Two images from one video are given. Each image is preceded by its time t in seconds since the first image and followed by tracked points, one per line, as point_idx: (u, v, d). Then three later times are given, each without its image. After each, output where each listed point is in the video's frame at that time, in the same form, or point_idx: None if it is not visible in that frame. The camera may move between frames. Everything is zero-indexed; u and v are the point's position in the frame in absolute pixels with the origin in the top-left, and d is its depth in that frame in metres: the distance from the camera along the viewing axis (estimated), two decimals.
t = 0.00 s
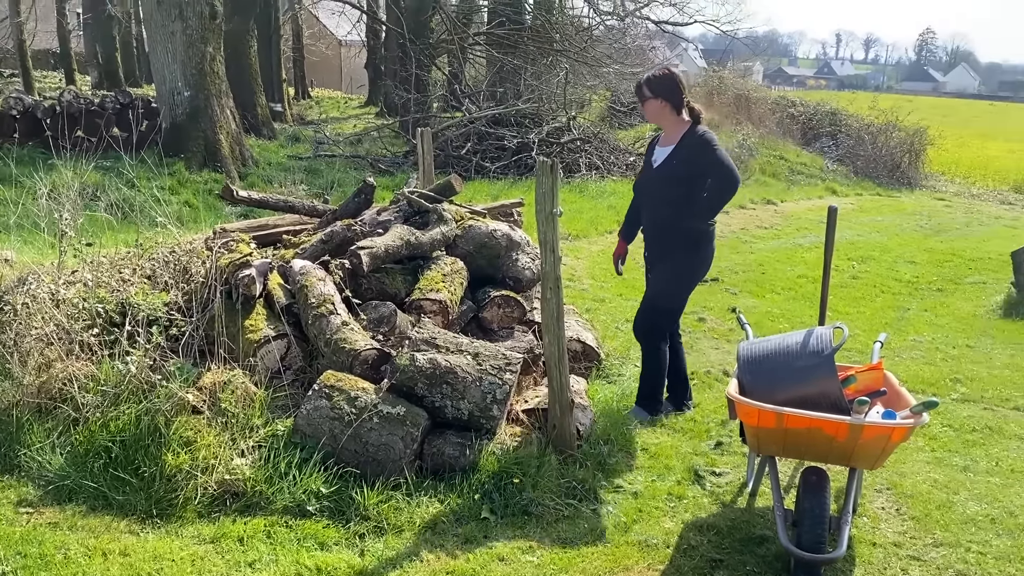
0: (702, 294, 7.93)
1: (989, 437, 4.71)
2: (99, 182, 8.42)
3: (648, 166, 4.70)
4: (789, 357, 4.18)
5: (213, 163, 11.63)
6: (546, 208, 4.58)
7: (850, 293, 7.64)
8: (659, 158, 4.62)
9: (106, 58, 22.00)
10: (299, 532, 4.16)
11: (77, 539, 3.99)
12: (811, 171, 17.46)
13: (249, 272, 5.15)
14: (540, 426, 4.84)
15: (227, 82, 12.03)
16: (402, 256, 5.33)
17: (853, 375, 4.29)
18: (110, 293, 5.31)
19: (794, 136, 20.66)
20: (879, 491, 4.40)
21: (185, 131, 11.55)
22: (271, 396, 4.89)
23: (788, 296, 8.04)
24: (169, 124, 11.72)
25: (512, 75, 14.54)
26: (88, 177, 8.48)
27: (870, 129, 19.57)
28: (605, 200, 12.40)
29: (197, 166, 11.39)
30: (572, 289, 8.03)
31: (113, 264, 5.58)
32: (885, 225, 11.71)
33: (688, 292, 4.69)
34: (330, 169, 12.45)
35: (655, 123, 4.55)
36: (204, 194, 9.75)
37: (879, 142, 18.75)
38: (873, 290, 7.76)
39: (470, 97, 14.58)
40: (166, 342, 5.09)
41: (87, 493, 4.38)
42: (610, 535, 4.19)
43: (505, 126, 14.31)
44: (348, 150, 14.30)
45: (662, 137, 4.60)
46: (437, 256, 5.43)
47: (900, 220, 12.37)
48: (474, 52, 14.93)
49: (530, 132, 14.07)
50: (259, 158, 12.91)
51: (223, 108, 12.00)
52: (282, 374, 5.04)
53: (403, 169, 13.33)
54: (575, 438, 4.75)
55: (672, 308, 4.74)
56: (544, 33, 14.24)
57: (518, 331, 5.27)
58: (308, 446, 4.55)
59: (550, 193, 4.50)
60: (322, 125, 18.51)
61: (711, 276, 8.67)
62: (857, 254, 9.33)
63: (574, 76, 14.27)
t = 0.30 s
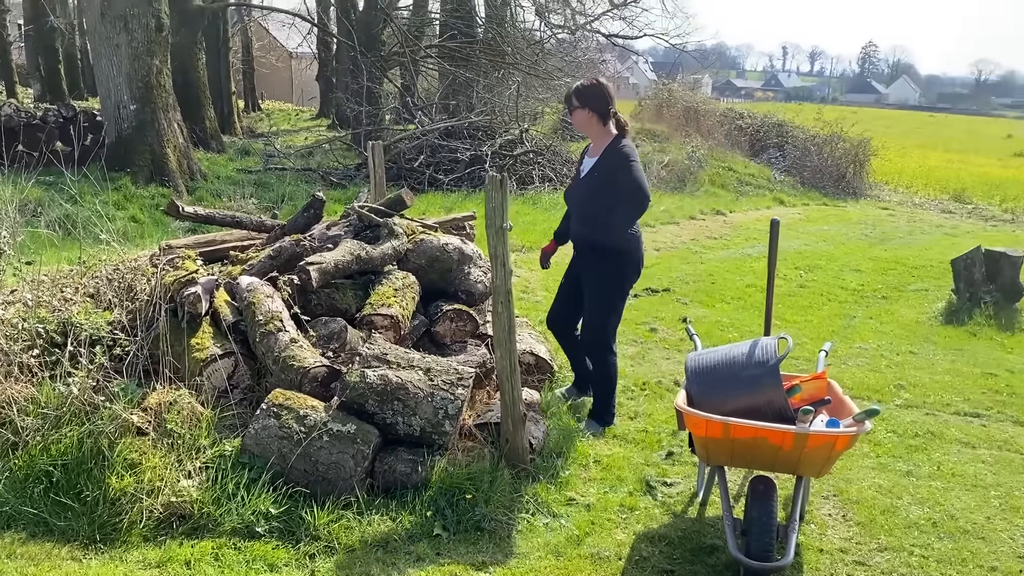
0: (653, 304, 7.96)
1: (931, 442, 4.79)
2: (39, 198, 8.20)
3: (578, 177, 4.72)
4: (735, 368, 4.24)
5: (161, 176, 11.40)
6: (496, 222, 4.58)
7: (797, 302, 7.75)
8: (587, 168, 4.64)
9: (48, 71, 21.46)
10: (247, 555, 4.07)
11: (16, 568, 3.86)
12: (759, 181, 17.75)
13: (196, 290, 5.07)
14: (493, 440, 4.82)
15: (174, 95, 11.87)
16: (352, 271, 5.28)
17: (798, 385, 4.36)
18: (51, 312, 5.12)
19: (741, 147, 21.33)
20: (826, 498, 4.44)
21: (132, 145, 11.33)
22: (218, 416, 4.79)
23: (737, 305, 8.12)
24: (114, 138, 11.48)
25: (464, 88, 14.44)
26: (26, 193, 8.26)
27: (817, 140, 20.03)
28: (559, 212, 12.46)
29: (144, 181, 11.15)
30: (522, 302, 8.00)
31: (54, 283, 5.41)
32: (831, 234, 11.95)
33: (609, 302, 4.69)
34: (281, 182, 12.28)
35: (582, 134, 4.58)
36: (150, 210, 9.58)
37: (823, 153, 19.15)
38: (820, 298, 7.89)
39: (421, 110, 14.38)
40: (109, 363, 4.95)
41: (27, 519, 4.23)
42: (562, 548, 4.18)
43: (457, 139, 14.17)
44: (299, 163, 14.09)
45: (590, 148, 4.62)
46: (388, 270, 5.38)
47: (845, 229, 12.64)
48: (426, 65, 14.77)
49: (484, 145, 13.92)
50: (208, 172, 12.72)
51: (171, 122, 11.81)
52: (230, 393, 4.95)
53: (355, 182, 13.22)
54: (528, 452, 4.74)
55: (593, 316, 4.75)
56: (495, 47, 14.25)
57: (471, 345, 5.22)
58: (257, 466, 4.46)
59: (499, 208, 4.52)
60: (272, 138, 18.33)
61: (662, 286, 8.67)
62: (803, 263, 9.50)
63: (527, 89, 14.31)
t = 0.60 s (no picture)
0: (601, 318, 7.99)
1: (869, 450, 4.88)
2: None
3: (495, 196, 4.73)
4: (676, 382, 4.27)
5: (101, 195, 11.23)
6: (440, 239, 4.56)
7: (740, 314, 7.87)
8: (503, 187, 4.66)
9: None
10: None
11: None
12: (704, 195, 17.96)
13: (133, 311, 4.97)
14: (439, 459, 4.79)
15: (116, 111, 11.79)
16: (295, 290, 5.23)
17: (737, 398, 4.43)
18: None
19: (686, 161, 21.70)
20: (768, 508, 4.47)
21: (71, 161, 11.11)
22: (156, 440, 4.67)
23: (683, 318, 8.21)
24: (52, 155, 11.21)
25: (413, 104, 14.29)
26: None
27: (758, 153, 20.40)
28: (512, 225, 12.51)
29: (84, 199, 10.97)
30: (468, 319, 7.97)
31: None
32: (774, 247, 12.19)
33: (538, 317, 4.71)
34: (226, 199, 12.06)
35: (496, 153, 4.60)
36: (91, 228, 9.41)
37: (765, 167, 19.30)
38: (763, 310, 8.03)
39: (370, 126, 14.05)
40: (42, 388, 4.73)
41: None
42: (508, 567, 4.15)
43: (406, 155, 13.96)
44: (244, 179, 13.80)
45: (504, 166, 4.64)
46: (332, 289, 5.35)
47: (787, 241, 12.91)
48: (374, 80, 14.41)
49: (432, 160, 13.79)
50: (151, 189, 12.52)
51: (112, 138, 11.67)
52: (169, 417, 4.85)
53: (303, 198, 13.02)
54: (474, 470, 4.71)
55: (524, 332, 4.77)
56: (442, 63, 14.22)
57: (418, 363, 5.17)
58: (196, 491, 4.35)
59: (442, 225, 4.51)
60: (218, 154, 18.15)
61: (610, 299, 8.72)
62: (747, 275, 9.67)
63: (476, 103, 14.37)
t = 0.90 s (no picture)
0: (549, 334, 7.99)
1: (809, 462, 4.95)
2: None
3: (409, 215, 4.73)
4: (618, 399, 4.30)
5: (38, 215, 10.97)
6: (383, 258, 4.53)
7: (686, 327, 7.94)
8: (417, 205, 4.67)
9: None
10: None
11: None
12: (650, 211, 18.04)
13: (67, 335, 4.85)
14: (383, 481, 4.74)
15: (54, 129, 11.57)
16: (236, 311, 5.17)
17: (680, 413, 4.48)
18: None
19: (633, 178, 21.52)
20: (712, 522, 4.46)
21: (5, 180, 10.85)
22: (90, 468, 4.51)
23: (631, 334, 8.26)
24: None
25: (361, 120, 13.44)
26: None
27: (702, 167, 20.43)
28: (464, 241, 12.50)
29: (19, 218, 10.71)
30: (415, 337, 7.90)
31: None
32: (719, 262, 12.36)
33: (482, 321, 4.82)
34: (168, 217, 11.80)
35: (404, 173, 4.58)
36: (26, 248, 9.15)
37: (708, 183, 19.40)
38: (709, 323, 8.12)
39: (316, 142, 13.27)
40: None
41: None
42: None
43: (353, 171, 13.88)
44: (187, 198, 13.52)
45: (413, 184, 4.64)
46: (274, 309, 5.31)
47: (730, 256, 13.12)
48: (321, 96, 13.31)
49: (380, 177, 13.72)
50: (91, 208, 12.23)
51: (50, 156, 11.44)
52: (104, 444, 4.71)
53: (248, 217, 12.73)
54: (418, 491, 4.68)
55: (471, 337, 4.85)
56: (392, 79, 13.32)
57: (362, 383, 5.19)
58: (133, 519, 4.13)
59: (385, 246, 4.48)
60: (161, 172, 17.82)
61: (559, 315, 8.74)
62: (693, 289, 9.79)
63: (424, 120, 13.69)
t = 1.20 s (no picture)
0: (499, 351, 8.00)
1: (754, 475, 5.01)
2: None
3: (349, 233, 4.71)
4: (563, 417, 4.30)
5: None
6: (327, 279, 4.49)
7: (635, 343, 8.00)
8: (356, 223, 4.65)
9: None
10: None
11: None
12: (600, 227, 18.15)
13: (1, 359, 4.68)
14: (329, 504, 4.67)
15: None
16: (178, 333, 5.10)
17: (624, 430, 4.51)
18: None
19: (583, 195, 21.63)
20: (658, 538, 4.43)
21: None
22: (24, 497, 4.35)
23: (581, 349, 8.30)
24: None
25: (309, 136, 13.07)
26: None
27: (650, 183, 20.70)
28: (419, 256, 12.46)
29: None
30: (364, 357, 7.84)
31: None
32: (667, 277, 12.51)
33: (430, 336, 4.79)
34: (111, 236, 11.50)
35: (340, 193, 4.56)
36: None
37: (657, 200, 19.68)
38: (657, 338, 8.20)
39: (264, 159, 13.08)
40: None
41: None
42: None
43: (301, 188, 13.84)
44: (132, 215, 13.20)
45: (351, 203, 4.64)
46: (218, 331, 5.27)
47: (679, 271, 13.30)
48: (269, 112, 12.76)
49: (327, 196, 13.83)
50: (30, 227, 11.83)
51: None
52: (39, 471, 4.57)
53: (194, 235, 12.51)
54: (365, 513, 4.63)
55: (419, 354, 4.81)
56: (341, 95, 12.79)
57: (307, 404, 5.20)
58: (68, 549, 3.95)
59: (329, 266, 4.43)
60: (106, 190, 17.39)
61: (510, 332, 8.76)
62: (642, 304, 9.90)
63: (374, 136, 13.22)
